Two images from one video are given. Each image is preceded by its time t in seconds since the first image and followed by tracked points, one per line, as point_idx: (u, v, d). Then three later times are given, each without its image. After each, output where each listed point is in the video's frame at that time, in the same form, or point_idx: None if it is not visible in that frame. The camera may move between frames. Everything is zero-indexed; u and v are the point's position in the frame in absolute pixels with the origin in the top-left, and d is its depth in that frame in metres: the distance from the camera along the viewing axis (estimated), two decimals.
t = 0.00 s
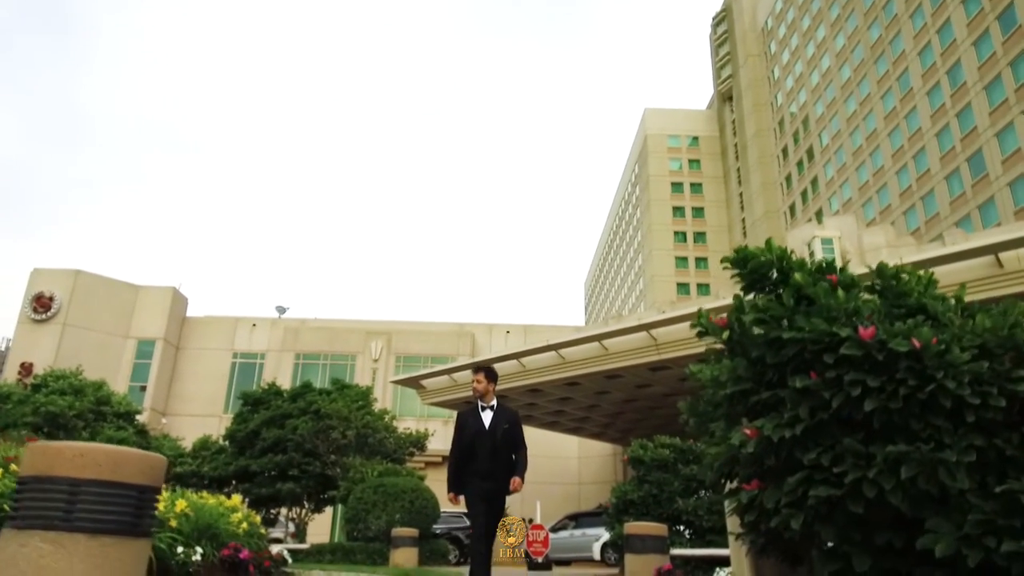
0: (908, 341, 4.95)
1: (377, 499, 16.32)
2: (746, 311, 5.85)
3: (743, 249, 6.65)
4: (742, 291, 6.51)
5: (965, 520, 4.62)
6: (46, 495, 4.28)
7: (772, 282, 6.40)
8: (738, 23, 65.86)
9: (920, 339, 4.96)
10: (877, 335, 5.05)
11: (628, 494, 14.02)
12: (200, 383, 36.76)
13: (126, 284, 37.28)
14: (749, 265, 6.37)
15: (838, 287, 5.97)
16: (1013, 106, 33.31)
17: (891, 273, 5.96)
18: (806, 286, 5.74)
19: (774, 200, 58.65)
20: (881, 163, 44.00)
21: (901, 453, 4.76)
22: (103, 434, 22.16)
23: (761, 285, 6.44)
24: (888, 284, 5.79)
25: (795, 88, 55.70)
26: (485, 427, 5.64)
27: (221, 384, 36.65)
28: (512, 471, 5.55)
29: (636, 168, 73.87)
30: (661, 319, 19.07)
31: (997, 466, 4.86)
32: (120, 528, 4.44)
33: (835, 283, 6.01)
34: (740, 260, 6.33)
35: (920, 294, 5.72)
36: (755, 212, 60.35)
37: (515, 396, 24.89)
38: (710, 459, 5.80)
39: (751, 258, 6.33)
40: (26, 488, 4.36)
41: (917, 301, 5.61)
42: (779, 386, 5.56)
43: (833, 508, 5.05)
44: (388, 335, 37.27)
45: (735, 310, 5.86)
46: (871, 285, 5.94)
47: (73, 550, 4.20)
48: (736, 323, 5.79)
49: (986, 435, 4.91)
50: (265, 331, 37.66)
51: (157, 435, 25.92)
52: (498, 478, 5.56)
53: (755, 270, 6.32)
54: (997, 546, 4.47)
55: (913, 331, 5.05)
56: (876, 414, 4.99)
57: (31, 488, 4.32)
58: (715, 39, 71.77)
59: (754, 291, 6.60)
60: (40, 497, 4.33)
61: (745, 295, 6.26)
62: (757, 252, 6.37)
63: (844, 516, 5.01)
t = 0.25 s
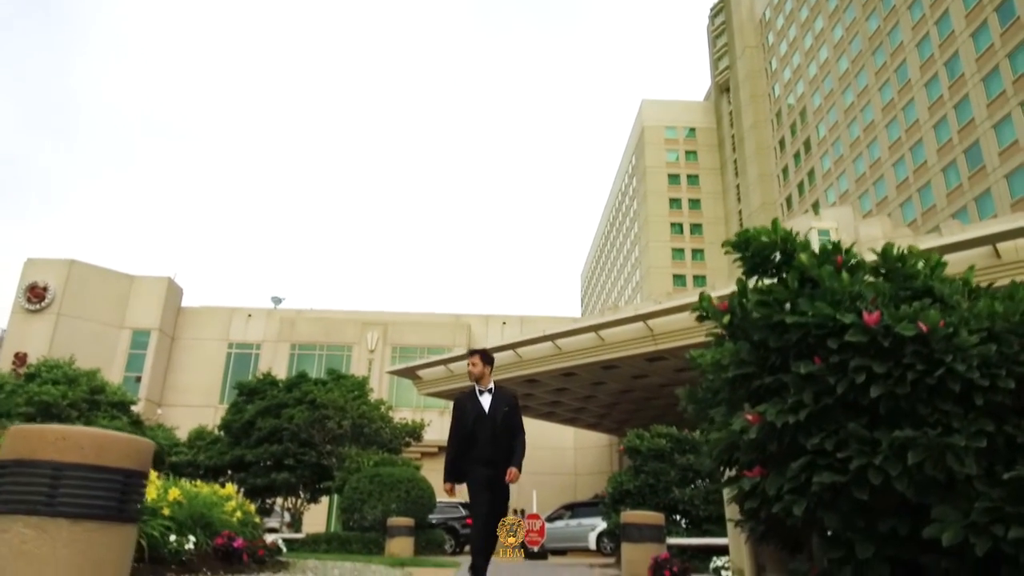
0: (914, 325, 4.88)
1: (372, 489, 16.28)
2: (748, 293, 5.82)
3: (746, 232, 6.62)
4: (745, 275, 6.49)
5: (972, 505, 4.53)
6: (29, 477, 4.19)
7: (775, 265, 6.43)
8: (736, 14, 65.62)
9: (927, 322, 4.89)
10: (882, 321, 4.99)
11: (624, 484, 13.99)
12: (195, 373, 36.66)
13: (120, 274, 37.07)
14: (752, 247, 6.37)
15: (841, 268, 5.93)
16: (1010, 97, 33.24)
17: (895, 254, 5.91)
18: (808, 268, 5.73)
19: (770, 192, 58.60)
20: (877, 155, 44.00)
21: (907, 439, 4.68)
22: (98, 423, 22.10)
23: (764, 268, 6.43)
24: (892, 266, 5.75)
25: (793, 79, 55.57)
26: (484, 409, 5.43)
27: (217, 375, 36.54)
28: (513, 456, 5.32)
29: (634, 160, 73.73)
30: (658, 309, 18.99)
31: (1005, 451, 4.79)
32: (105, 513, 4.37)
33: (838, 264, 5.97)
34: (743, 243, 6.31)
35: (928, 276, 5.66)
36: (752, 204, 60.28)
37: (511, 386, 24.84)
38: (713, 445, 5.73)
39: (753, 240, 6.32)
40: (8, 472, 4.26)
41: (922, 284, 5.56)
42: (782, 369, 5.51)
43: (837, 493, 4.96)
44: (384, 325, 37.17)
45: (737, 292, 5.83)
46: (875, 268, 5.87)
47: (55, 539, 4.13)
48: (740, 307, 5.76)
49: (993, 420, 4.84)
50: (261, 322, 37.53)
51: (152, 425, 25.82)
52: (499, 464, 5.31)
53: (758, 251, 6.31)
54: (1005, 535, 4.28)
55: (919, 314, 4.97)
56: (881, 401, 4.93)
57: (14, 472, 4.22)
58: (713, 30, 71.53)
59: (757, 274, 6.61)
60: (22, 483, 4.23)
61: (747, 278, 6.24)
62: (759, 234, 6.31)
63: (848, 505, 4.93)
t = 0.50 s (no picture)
0: (922, 304, 4.41)
1: (369, 476, 16.24)
2: (752, 276, 5.33)
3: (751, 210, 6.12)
4: (749, 255, 6.01)
5: (979, 490, 4.05)
6: (12, 461, 3.96)
7: (780, 245, 5.99)
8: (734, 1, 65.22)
9: (934, 303, 4.42)
10: (887, 301, 4.51)
11: (621, 471, 13.95)
12: (191, 361, 36.57)
13: (114, 261, 36.86)
14: (757, 225, 5.91)
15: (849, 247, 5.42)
16: (1008, 86, 33.15)
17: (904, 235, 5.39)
18: (814, 248, 5.20)
19: (767, 180, 58.55)
20: (875, 143, 43.92)
21: (914, 420, 4.21)
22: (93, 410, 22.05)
23: (770, 247, 5.98)
24: (900, 245, 5.27)
25: (791, 67, 55.34)
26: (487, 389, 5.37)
27: (212, 363, 36.46)
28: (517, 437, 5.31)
29: (631, 148, 73.50)
30: (655, 297, 18.93)
31: (1015, 435, 4.34)
32: (93, 496, 4.12)
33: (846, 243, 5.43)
34: (748, 221, 5.89)
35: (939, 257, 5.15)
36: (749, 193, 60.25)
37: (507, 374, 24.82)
38: (715, 432, 5.20)
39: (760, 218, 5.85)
40: None
41: (932, 264, 5.08)
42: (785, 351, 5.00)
43: (843, 478, 4.43)
44: (381, 313, 37.08)
45: (739, 273, 5.36)
46: (882, 248, 5.37)
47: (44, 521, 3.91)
48: (741, 286, 5.30)
49: (1004, 402, 4.38)
50: (256, 309, 37.40)
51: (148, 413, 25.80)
52: (502, 445, 5.26)
53: (764, 229, 5.86)
54: (1010, 518, 3.86)
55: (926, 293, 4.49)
56: (888, 381, 4.44)
57: None
58: (711, 17, 71.14)
59: (761, 254, 6.16)
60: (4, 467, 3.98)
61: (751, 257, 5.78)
62: (765, 212, 5.90)
63: (854, 489, 4.40)
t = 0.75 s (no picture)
0: (932, 283, 3.81)
1: (364, 463, 16.18)
2: (756, 256, 4.69)
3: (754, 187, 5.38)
4: (752, 237, 5.24)
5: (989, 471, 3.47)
6: None
7: (786, 225, 5.13)
8: None
9: (943, 281, 3.81)
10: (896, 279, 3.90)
11: (618, 458, 13.98)
12: (185, 347, 36.46)
13: (108, 247, 36.64)
14: (762, 205, 5.04)
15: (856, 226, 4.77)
16: (1006, 73, 33.04)
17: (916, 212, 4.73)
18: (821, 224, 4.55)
19: (764, 168, 58.45)
20: (871, 131, 43.76)
21: (923, 402, 3.62)
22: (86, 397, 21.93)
23: (775, 227, 5.16)
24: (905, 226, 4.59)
25: (788, 54, 55.09)
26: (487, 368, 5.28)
27: (207, 349, 36.35)
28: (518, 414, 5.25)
29: (627, 135, 73.23)
30: (652, 284, 18.84)
31: None
32: (79, 481, 3.48)
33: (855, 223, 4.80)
34: (752, 201, 5.01)
35: (950, 235, 4.53)
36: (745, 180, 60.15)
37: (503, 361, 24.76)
38: (714, 416, 4.63)
39: (763, 197, 5.00)
40: None
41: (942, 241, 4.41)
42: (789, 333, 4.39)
43: (855, 455, 3.82)
44: (376, 300, 36.97)
45: (745, 254, 4.74)
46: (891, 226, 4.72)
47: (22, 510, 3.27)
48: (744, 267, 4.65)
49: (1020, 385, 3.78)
50: (251, 295, 37.25)
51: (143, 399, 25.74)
52: (503, 422, 5.19)
53: (770, 207, 5.00)
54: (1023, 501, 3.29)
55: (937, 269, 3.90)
56: (894, 361, 3.87)
57: None
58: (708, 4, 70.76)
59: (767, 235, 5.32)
60: None
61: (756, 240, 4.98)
62: (772, 188, 5.03)
63: (859, 471, 3.80)
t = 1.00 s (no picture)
0: (942, 258, 3.72)
1: (358, 448, 16.14)
2: (760, 234, 4.59)
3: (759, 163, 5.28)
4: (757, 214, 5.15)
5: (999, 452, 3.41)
6: None
7: (792, 202, 5.03)
8: None
9: (952, 256, 3.72)
10: (905, 254, 3.80)
11: (613, 442, 14.01)
12: (179, 333, 36.31)
13: (100, 232, 36.34)
14: (766, 181, 4.96)
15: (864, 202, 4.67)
16: (1003, 60, 32.94)
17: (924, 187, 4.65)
18: (829, 200, 4.46)
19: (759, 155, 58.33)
20: (867, 118, 43.67)
21: (932, 382, 3.54)
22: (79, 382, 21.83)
23: (780, 206, 5.06)
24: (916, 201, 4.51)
25: (784, 40, 54.83)
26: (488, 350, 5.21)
27: (200, 335, 36.22)
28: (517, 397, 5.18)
29: (622, 121, 72.95)
30: (647, 270, 18.79)
31: None
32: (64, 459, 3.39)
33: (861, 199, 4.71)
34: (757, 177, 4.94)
35: (959, 211, 4.44)
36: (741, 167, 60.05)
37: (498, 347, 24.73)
38: (713, 396, 4.57)
39: (768, 173, 4.91)
40: None
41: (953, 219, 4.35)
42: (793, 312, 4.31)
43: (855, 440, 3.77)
44: (370, 286, 36.83)
45: (751, 231, 4.65)
46: (899, 204, 4.64)
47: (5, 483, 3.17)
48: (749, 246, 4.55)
49: None
50: (245, 281, 37.06)
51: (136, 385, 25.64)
52: (502, 406, 5.12)
53: (773, 183, 4.90)
54: None
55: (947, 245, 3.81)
56: (903, 340, 3.79)
57: None
58: None
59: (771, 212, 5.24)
60: None
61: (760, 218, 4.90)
62: (777, 164, 4.93)
63: (864, 452, 3.73)
